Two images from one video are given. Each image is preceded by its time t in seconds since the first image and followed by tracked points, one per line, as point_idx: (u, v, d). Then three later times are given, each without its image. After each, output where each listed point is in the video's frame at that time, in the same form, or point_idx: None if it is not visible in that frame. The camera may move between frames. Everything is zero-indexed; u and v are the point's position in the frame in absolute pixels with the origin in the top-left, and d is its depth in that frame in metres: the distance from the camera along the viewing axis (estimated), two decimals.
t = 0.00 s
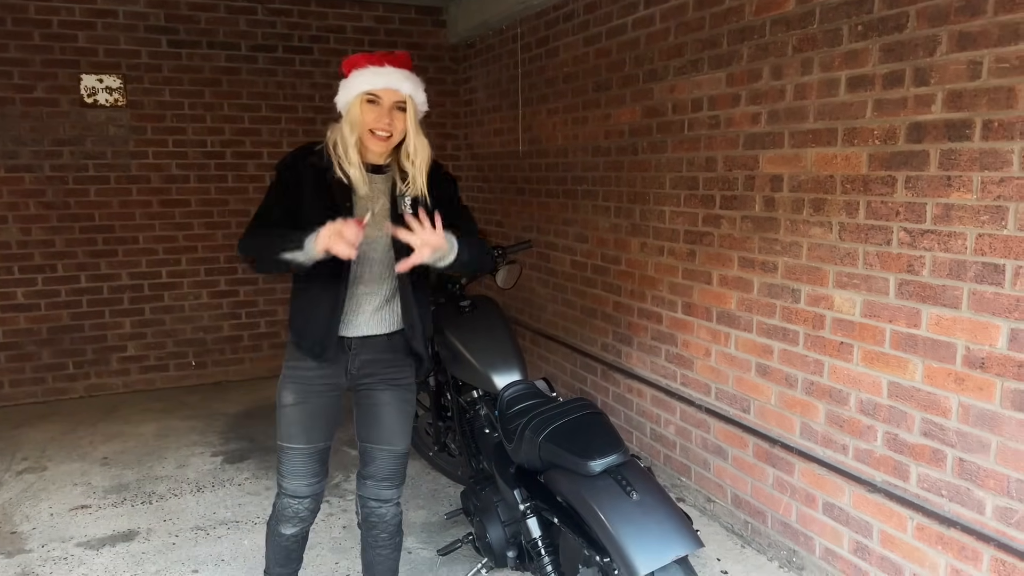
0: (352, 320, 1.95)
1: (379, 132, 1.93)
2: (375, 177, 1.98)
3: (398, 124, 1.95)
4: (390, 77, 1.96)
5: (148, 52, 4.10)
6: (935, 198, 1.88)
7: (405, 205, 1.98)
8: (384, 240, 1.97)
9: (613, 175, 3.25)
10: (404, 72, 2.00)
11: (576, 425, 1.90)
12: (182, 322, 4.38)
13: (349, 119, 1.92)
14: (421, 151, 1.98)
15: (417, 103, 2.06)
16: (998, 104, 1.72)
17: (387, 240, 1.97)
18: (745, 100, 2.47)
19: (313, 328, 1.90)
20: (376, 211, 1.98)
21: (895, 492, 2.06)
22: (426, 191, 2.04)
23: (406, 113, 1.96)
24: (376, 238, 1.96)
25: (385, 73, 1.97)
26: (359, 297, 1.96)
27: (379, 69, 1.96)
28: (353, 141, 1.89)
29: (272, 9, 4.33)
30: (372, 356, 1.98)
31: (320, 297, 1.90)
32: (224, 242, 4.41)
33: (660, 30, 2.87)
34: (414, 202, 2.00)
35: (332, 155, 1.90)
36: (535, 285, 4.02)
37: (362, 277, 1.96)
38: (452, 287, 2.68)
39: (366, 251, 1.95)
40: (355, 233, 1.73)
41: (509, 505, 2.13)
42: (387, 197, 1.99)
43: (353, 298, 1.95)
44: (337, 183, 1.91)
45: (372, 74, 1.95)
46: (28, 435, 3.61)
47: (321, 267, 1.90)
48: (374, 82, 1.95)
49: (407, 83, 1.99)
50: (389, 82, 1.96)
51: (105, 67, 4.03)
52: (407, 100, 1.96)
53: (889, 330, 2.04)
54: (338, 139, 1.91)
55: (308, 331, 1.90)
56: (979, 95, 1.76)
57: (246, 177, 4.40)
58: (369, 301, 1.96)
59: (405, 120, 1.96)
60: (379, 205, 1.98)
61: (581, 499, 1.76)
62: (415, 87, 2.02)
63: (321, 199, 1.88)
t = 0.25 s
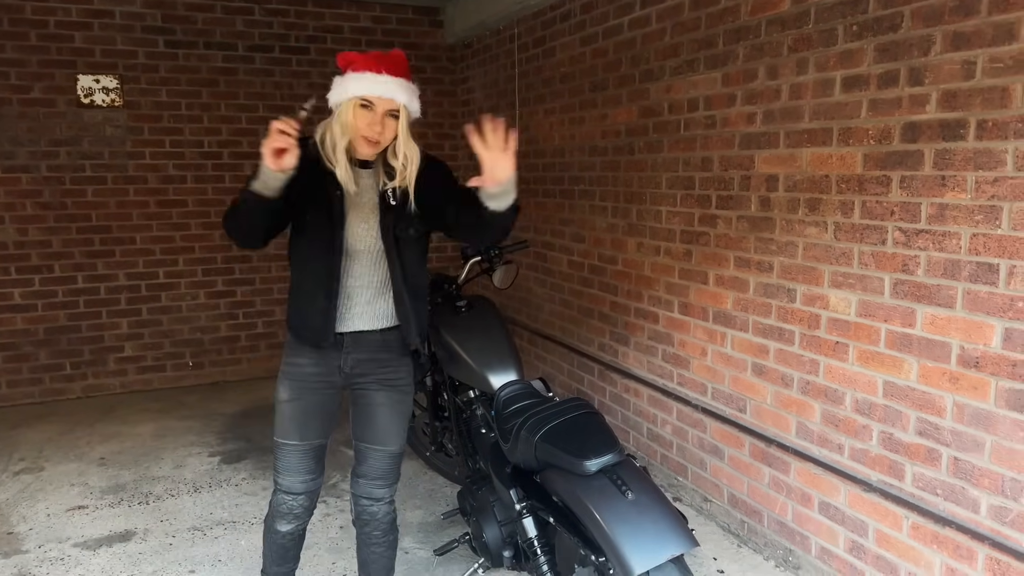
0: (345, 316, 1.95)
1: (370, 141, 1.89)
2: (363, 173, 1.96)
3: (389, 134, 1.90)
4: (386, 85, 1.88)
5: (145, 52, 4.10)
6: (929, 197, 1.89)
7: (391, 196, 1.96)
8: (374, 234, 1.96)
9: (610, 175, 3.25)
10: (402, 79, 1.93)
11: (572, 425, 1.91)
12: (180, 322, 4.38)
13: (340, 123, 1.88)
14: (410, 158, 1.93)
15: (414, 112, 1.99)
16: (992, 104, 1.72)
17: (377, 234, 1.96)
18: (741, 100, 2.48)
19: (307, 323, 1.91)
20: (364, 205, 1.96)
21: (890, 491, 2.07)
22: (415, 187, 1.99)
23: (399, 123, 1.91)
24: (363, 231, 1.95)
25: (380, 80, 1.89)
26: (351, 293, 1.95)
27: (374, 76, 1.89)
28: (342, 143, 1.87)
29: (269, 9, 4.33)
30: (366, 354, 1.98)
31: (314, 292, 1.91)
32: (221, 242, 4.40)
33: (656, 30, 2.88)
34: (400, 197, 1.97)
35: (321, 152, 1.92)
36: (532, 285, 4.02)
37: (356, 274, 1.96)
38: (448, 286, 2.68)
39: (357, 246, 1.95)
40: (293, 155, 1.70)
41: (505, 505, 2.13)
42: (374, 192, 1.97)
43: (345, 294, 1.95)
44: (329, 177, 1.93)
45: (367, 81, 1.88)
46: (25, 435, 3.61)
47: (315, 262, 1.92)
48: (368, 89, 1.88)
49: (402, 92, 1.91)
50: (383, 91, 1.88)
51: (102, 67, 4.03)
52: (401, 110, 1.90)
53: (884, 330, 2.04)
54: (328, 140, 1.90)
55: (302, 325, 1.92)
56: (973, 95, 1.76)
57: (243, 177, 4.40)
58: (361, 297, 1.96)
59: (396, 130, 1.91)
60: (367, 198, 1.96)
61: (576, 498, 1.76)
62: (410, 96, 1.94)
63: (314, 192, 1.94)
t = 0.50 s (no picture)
0: (340, 315, 1.95)
1: (368, 141, 1.90)
2: (359, 172, 1.96)
3: (386, 134, 1.92)
4: (381, 85, 1.89)
5: (142, 52, 4.10)
6: (926, 197, 1.89)
7: (385, 197, 1.94)
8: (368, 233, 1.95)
9: (607, 175, 3.25)
10: (398, 81, 1.94)
11: (569, 424, 1.91)
12: (178, 322, 4.37)
13: (337, 126, 1.89)
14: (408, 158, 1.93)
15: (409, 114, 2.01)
16: (988, 104, 1.72)
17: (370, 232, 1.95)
18: (738, 99, 2.48)
19: (302, 322, 1.91)
20: (358, 204, 1.95)
21: (886, 490, 2.07)
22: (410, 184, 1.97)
23: (396, 124, 1.93)
24: (357, 230, 1.94)
25: (379, 82, 1.89)
26: (345, 292, 1.95)
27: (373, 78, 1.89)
28: (339, 145, 1.88)
29: (266, 9, 4.32)
30: (360, 354, 1.98)
31: (308, 292, 1.91)
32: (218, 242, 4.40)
33: (653, 30, 2.88)
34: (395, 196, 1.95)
35: (314, 151, 1.92)
36: (530, 285, 4.03)
37: (351, 272, 1.95)
38: (446, 285, 2.68)
39: (351, 244, 1.94)
40: (223, 146, 1.72)
41: (503, 504, 2.14)
42: (371, 191, 1.96)
43: (340, 293, 1.95)
44: (319, 177, 1.92)
45: (366, 83, 1.88)
46: (22, 436, 3.60)
47: (308, 261, 1.91)
48: (367, 90, 1.88)
49: (400, 94, 1.92)
50: (382, 92, 1.89)
51: (99, 67, 4.02)
52: (398, 112, 1.92)
53: (881, 329, 2.05)
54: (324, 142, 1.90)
55: (295, 324, 1.91)
56: (969, 95, 1.77)
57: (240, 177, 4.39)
58: (356, 296, 1.96)
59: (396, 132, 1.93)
60: (362, 197, 1.95)
61: (573, 497, 1.76)
62: (407, 99, 1.95)
63: (295, 193, 1.93)
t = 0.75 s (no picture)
0: (336, 315, 1.95)
1: (362, 141, 1.90)
2: (354, 172, 1.96)
3: (380, 135, 1.92)
4: (375, 85, 1.88)
5: (139, 51, 4.09)
6: (922, 197, 1.89)
7: (381, 198, 1.94)
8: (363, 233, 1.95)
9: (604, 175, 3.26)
10: (391, 81, 1.93)
11: (566, 424, 1.91)
12: (175, 322, 4.37)
13: (331, 126, 1.89)
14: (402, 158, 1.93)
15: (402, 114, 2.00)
16: (985, 104, 1.73)
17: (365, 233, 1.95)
18: (735, 99, 2.49)
19: (299, 322, 1.90)
20: (353, 204, 1.95)
21: (883, 490, 2.08)
22: (406, 184, 1.98)
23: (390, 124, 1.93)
24: (353, 231, 1.94)
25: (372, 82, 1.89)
26: (341, 293, 1.95)
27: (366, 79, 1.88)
28: (333, 145, 1.88)
29: (263, 8, 4.32)
30: (357, 354, 1.98)
31: (303, 293, 1.91)
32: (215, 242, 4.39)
33: (651, 30, 2.88)
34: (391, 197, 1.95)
35: (307, 152, 1.92)
36: (527, 285, 4.03)
37: (347, 273, 1.95)
38: (443, 285, 2.67)
39: (346, 245, 1.94)
40: (167, 159, 1.70)
41: (500, 504, 2.14)
42: (365, 191, 1.96)
43: (335, 294, 1.95)
44: (312, 180, 1.92)
45: (359, 83, 1.88)
46: (18, 436, 3.59)
47: (304, 261, 1.91)
48: (360, 91, 1.88)
49: (394, 94, 1.92)
50: (376, 92, 1.89)
51: (96, 66, 4.02)
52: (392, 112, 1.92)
53: (877, 329, 2.05)
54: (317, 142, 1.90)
55: (291, 325, 1.92)
56: (965, 95, 1.77)
57: (237, 176, 4.38)
58: (352, 297, 1.96)
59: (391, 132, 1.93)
60: (357, 197, 1.95)
61: (570, 496, 1.76)
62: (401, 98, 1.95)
63: (287, 195, 1.93)
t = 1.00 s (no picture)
0: (334, 320, 1.95)
1: (357, 146, 1.91)
2: (350, 178, 1.96)
3: (375, 139, 1.93)
4: (369, 90, 1.90)
5: (137, 51, 4.09)
6: (920, 198, 1.90)
7: (378, 203, 1.95)
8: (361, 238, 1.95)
9: (602, 175, 3.26)
10: (386, 87, 1.94)
11: (565, 424, 1.91)
12: (173, 323, 4.36)
13: (326, 132, 1.90)
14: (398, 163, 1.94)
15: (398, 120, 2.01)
16: (982, 105, 1.73)
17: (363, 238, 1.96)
18: (733, 100, 2.49)
19: (297, 328, 1.91)
20: (351, 210, 1.95)
21: (880, 490, 2.08)
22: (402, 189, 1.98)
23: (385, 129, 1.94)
24: (350, 235, 1.94)
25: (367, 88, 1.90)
26: (340, 298, 1.95)
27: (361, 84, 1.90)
28: (328, 150, 1.88)
29: (261, 9, 4.31)
30: (355, 359, 1.97)
31: (302, 298, 1.91)
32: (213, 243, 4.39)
33: (649, 31, 2.89)
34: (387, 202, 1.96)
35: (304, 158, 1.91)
36: (526, 285, 4.03)
37: (345, 278, 1.95)
38: (441, 286, 2.67)
39: (344, 250, 1.95)
40: (140, 180, 1.74)
41: (499, 504, 2.14)
42: (362, 197, 1.97)
43: (333, 299, 1.95)
44: (308, 186, 1.92)
45: (353, 89, 1.89)
46: (16, 437, 3.59)
47: (301, 266, 1.92)
48: (355, 96, 1.89)
49: (388, 98, 1.93)
50: (370, 97, 1.90)
51: (94, 67, 4.01)
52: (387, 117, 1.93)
53: (875, 330, 2.06)
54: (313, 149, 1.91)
55: (290, 330, 1.92)
56: (962, 96, 1.77)
57: (236, 177, 4.38)
58: (350, 302, 1.96)
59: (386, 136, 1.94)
60: (354, 203, 1.96)
61: (569, 496, 1.77)
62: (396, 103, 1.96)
63: (285, 202, 1.93)
